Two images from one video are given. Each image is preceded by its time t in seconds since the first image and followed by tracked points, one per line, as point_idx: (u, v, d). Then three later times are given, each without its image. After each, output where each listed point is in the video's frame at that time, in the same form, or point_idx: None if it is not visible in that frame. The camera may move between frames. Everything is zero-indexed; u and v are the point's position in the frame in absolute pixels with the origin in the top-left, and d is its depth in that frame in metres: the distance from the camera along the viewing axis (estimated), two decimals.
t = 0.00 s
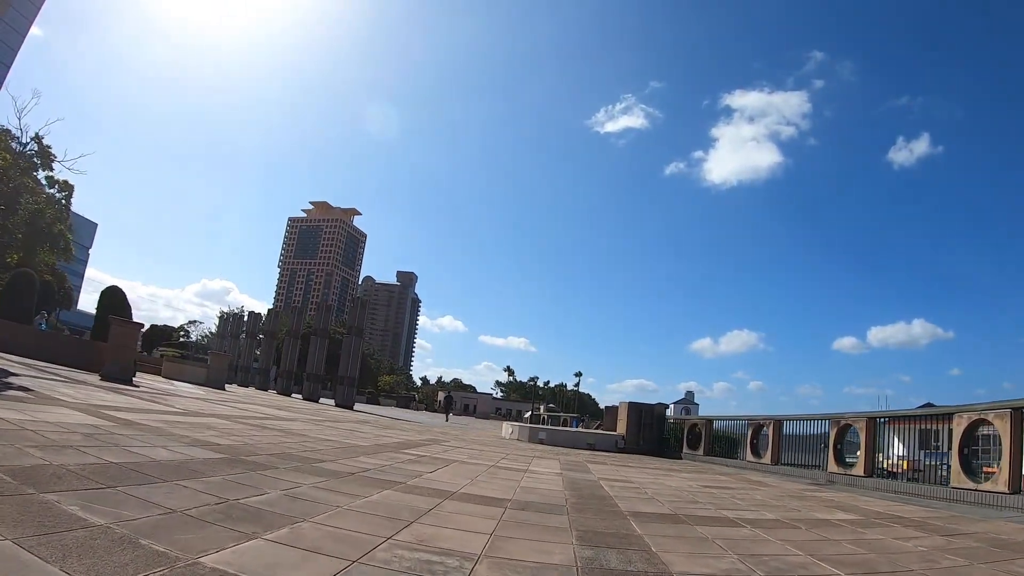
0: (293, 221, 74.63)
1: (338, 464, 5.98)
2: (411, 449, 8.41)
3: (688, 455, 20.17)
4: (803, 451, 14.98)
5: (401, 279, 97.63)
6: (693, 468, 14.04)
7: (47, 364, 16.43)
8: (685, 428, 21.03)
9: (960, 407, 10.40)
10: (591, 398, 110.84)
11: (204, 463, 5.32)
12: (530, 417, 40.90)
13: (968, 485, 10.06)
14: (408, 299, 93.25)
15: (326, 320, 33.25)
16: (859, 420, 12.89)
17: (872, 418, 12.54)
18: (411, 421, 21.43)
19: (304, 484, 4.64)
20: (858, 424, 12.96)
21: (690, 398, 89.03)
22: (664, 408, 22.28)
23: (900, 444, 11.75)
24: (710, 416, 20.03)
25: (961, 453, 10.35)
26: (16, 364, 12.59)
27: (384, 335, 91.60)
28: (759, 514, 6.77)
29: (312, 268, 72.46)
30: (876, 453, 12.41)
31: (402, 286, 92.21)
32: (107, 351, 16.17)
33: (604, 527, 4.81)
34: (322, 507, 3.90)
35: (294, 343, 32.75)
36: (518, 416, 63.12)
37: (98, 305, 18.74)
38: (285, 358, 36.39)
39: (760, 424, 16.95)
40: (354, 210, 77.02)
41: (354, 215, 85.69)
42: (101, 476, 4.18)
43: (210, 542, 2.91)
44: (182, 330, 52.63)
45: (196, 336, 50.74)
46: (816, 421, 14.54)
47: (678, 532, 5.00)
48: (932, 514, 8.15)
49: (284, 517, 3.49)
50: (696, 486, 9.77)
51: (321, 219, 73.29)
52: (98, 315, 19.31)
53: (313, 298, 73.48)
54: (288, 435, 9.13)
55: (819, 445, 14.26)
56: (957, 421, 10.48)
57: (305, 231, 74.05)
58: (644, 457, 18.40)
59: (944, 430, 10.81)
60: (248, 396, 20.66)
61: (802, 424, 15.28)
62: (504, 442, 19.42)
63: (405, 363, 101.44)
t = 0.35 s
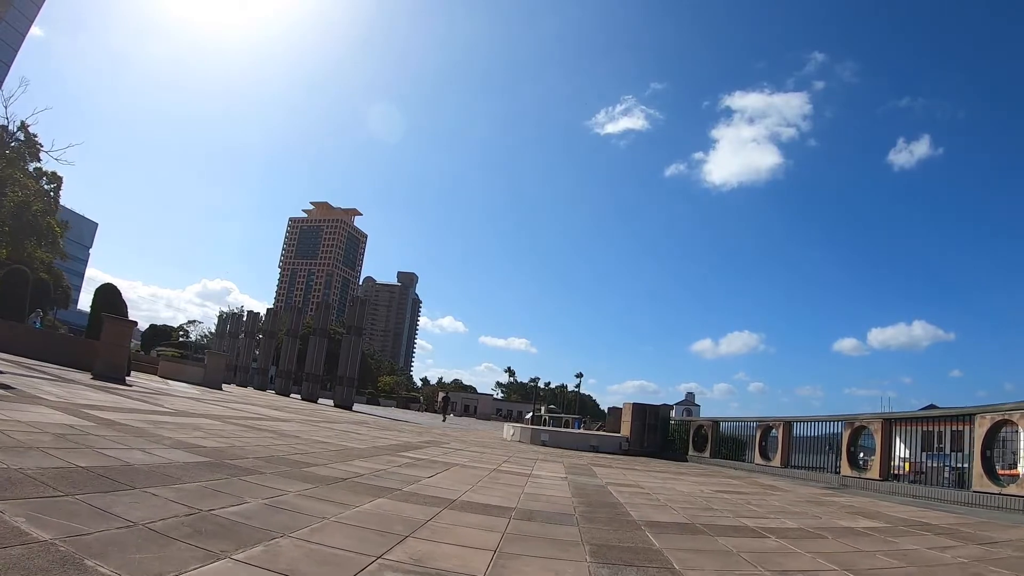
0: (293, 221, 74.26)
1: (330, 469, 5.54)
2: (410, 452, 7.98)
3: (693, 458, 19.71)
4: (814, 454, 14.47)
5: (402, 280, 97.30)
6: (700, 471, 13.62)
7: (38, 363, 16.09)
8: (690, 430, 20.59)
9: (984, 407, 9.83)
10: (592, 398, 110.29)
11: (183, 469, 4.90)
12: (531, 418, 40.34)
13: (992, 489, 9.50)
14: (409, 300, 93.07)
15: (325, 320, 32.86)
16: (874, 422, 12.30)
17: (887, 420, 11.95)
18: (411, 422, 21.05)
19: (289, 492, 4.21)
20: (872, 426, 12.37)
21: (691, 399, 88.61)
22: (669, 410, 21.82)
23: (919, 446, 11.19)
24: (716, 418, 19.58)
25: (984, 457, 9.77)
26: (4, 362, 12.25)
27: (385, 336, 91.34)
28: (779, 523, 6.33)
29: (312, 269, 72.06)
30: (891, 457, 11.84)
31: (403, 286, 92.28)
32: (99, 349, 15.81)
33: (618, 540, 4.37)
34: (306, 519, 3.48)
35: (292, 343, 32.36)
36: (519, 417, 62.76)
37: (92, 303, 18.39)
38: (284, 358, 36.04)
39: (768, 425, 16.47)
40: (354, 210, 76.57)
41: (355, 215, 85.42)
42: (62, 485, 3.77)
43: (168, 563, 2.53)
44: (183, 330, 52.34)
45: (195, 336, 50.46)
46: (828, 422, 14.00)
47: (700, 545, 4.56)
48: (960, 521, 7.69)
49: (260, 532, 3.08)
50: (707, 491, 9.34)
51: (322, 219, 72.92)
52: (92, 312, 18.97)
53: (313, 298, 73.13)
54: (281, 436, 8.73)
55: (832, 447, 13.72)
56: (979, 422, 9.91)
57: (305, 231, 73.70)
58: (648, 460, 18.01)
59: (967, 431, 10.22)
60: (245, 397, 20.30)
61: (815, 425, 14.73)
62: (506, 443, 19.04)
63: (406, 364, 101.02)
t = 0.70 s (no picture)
0: (288, 222, 73.73)
1: (313, 475, 5.09)
2: (401, 456, 7.52)
3: (694, 462, 19.30)
4: (820, 458, 14.06)
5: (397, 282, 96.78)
6: (702, 476, 13.21)
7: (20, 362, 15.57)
8: (690, 434, 20.19)
9: (1003, 410, 9.35)
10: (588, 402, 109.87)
11: (150, 475, 4.44)
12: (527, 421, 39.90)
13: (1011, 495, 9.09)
14: (404, 302, 92.58)
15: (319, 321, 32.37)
16: (883, 425, 11.89)
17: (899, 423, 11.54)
18: (405, 425, 20.59)
19: (264, 503, 3.77)
20: (882, 429, 11.96)
21: (686, 403, 88.40)
22: (669, 413, 21.40)
23: (933, 450, 10.74)
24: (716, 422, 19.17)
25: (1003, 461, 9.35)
26: None
27: (380, 338, 90.77)
28: (796, 533, 5.90)
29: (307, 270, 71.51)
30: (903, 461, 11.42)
31: (399, 288, 91.90)
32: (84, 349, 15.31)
33: (629, 557, 3.93)
34: (277, 537, 3.05)
35: (285, 344, 31.86)
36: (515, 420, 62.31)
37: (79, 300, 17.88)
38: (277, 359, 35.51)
39: (772, 429, 16.07)
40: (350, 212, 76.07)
41: (351, 216, 84.93)
42: (2, 494, 3.31)
43: None
44: (175, 331, 51.67)
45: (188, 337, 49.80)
46: (835, 425, 13.59)
47: (718, 562, 4.14)
48: (982, 529, 7.30)
49: (220, 553, 2.64)
50: (713, 498, 8.92)
51: (318, 220, 72.45)
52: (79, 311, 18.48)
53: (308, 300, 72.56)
54: (266, 440, 8.26)
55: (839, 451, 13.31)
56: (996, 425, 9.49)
57: (301, 232, 73.17)
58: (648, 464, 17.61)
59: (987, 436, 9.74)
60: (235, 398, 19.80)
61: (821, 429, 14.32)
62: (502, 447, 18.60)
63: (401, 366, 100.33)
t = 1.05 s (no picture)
0: (282, 220, 73.02)
1: (291, 479, 4.63)
2: (390, 458, 7.07)
3: (692, 464, 18.93)
4: (823, 460, 13.71)
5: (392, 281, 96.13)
6: (703, 479, 12.83)
7: None
8: (688, 435, 19.83)
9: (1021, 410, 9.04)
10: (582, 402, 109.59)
11: (109, 478, 3.98)
12: (522, 421, 39.47)
13: None
14: (399, 300, 92.02)
15: (311, 318, 31.87)
16: (892, 426, 11.51)
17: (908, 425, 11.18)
18: (397, 424, 20.13)
19: (231, 511, 3.33)
20: (890, 431, 11.59)
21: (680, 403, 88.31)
22: (667, 414, 21.03)
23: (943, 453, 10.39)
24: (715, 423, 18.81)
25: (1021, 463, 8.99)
26: None
27: (374, 337, 90.14)
28: (814, 542, 5.50)
29: (301, 268, 70.83)
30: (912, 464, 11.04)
31: (393, 287, 91.31)
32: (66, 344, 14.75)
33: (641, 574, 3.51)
34: (240, 553, 2.62)
35: (276, 341, 31.33)
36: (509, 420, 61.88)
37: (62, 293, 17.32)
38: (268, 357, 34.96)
39: (774, 430, 15.72)
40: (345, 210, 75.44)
41: (346, 215, 84.26)
42: None
43: None
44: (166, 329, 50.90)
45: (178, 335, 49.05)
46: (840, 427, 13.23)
47: None
48: (1002, 536, 6.94)
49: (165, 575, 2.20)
50: (718, 503, 8.51)
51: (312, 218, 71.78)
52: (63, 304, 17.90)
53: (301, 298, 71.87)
54: (247, 439, 7.79)
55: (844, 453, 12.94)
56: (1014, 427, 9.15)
57: (295, 230, 72.47)
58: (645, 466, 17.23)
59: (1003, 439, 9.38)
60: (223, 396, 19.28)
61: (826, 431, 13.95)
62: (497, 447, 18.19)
63: (395, 365, 99.71)
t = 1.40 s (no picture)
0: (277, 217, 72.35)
1: (270, 482, 4.21)
2: (382, 458, 6.66)
3: (692, 464, 18.60)
4: (828, 460, 13.38)
5: (388, 279, 95.53)
6: (705, 479, 12.50)
7: None
8: (688, 435, 19.51)
9: None
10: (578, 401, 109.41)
11: (63, 481, 3.55)
12: (518, 419, 39.07)
13: None
14: (394, 298, 91.47)
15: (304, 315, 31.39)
16: (900, 425, 11.16)
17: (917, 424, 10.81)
18: (391, 423, 19.75)
19: (195, 521, 2.90)
20: (898, 430, 11.24)
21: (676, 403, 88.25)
22: (666, 413, 20.68)
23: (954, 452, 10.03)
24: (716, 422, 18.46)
25: None
26: None
27: (369, 335, 89.59)
28: (834, 549, 5.12)
29: (295, 266, 70.24)
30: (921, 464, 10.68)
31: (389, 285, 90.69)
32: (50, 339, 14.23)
33: None
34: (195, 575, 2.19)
35: (269, 338, 30.85)
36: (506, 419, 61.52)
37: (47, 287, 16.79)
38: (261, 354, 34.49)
39: (776, 429, 15.39)
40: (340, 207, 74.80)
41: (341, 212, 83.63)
42: None
43: None
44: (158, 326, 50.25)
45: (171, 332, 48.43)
46: (846, 425, 12.88)
47: None
48: None
49: None
50: (724, 505, 8.15)
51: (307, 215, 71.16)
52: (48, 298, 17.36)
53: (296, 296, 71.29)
54: (231, 438, 7.36)
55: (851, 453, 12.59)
56: None
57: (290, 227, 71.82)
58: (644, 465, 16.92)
59: (1010, 437, 9.00)
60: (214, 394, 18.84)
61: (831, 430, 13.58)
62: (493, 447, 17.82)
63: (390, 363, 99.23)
